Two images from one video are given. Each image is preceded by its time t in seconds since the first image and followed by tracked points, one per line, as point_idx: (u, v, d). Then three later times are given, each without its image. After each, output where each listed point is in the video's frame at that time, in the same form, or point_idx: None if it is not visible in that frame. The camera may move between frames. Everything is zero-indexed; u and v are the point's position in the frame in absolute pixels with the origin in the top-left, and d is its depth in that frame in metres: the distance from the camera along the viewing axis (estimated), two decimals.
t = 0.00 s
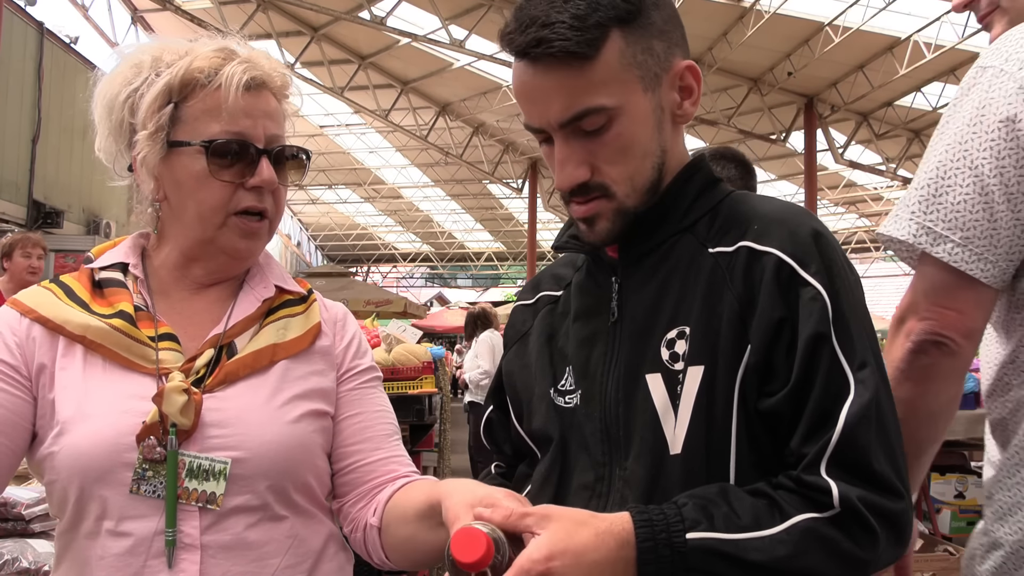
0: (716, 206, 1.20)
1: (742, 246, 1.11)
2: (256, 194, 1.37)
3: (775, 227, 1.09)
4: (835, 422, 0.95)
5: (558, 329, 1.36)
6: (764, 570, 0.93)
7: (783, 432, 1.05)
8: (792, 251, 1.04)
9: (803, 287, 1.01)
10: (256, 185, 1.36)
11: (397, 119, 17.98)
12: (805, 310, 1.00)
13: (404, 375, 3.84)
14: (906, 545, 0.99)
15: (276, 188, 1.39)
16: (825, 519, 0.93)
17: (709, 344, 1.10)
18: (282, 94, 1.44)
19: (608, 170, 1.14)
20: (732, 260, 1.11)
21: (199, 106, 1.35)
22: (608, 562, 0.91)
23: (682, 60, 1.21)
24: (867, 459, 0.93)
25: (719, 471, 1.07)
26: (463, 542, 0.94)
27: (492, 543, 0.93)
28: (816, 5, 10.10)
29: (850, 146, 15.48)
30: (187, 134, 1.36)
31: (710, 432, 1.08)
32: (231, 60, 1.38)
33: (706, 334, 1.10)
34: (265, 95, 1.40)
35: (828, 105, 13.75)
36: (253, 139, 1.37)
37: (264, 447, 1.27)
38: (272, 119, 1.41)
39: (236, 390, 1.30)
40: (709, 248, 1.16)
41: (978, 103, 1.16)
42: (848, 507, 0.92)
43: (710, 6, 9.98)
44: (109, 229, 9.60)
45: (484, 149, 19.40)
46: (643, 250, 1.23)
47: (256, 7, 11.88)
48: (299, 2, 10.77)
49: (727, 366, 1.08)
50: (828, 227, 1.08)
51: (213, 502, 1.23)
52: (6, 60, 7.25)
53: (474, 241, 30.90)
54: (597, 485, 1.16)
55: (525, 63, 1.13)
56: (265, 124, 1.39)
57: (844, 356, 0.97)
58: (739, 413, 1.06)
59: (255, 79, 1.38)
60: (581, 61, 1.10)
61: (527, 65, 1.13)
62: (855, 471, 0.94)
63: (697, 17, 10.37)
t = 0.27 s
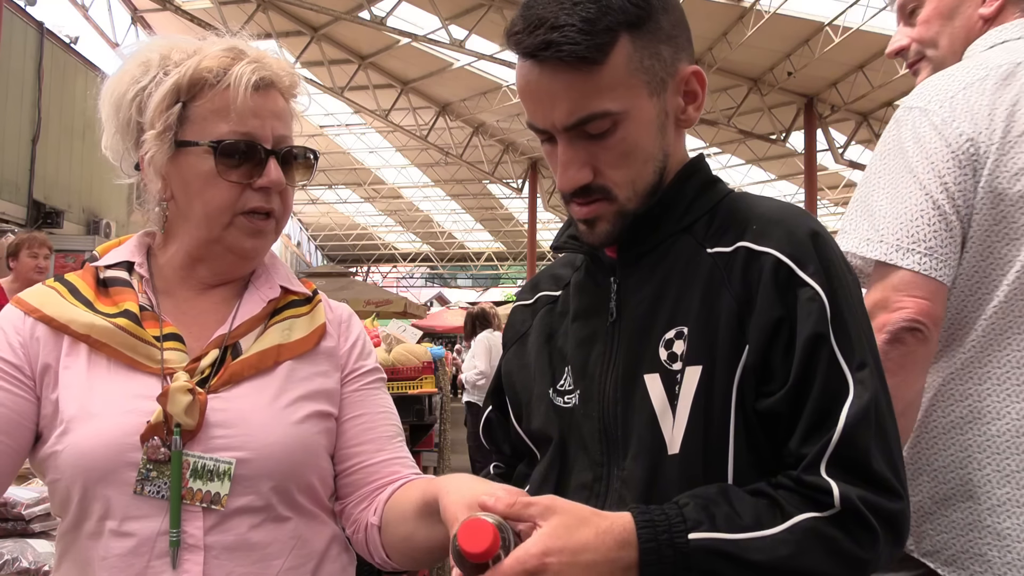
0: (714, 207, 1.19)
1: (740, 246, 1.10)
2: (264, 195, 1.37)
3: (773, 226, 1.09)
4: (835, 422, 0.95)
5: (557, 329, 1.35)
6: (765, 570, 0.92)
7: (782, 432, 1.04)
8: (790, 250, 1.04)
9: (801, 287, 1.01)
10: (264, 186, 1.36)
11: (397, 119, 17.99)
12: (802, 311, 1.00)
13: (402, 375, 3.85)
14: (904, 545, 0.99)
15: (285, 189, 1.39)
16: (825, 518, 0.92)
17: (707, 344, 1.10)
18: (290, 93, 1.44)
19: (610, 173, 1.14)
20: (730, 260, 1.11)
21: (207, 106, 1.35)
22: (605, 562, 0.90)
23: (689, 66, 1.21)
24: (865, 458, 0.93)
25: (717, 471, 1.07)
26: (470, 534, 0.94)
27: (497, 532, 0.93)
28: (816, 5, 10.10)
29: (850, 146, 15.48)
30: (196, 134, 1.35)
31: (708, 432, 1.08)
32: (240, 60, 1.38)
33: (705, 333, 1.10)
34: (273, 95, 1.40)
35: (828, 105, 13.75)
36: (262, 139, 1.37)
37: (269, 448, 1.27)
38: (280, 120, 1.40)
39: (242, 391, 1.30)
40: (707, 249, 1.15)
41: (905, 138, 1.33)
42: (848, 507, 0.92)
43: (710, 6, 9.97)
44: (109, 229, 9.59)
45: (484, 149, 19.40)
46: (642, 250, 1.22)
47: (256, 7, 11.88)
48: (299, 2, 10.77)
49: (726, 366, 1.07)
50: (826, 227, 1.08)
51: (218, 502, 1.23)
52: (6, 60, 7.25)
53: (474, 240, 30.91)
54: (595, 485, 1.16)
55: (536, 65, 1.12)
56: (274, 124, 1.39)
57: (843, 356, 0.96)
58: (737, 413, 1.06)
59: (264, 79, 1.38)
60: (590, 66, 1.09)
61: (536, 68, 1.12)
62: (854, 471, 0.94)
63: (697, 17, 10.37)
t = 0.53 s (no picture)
0: (714, 208, 1.19)
1: (740, 246, 1.10)
2: (267, 197, 1.37)
3: (774, 227, 1.09)
4: (835, 422, 0.94)
5: (557, 330, 1.35)
6: (766, 568, 0.92)
7: (782, 432, 1.04)
8: (791, 251, 1.04)
9: (801, 287, 1.01)
10: (267, 188, 1.35)
11: (397, 119, 17.98)
12: (803, 311, 0.99)
13: (403, 375, 3.85)
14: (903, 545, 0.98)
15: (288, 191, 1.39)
16: (826, 516, 0.92)
17: (706, 345, 1.10)
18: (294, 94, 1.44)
19: (615, 174, 1.13)
20: (730, 260, 1.11)
21: (211, 107, 1.35)
22: (606, 557, 0.90)
23: (694, 70, 1.21)
24: (865, 457, 0.93)
25: (717, 471, 1.07)
26: (468, 529, 0.94)
27: (494, 528, 0.94)
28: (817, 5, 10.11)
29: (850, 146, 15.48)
30: (199, 135, 1.35)
31: (709, 432, 1.07)
32: (244, 61, 1.38)
33: (704, 333, 1.10)
34: (277, 96, 1.39)
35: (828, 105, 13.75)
36: (265, 141, 1.37)
37: (272, 448, 1.27)
38: (283, 121, 1.40)
39: (244, 392, 1.29)
40: (707, 249, 1.15)
41: (818, 187, 1.44)
42: (850, 505, 0.91)
43: (710, 6, 9.98)
44: (109, 229, 9.60)
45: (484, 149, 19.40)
46: (641, 251, 1.22)
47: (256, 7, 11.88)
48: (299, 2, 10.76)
49: (726, 366, 1.07)
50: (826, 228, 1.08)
51: (220, 503, 1.23)
52: (6, 60, 7.24)
53: (474, 240, 30.92)
54: (596, 484, 1.16)
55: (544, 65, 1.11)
56: (278, 126, 1.39)
57: (843, 355, 0.96)
58: (736, 413, 1.06)
59: (267, 80, 1.37)
60: (602, 67, 1.08)
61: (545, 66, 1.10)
62: (855, 470, 0.94)
63: (697, 17, 10.36)
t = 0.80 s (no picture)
0: (711, 208, 1.20)
1: (736, 246, 1.11)
2: (269, 198, 1.37)
3: (770, 226, 1.09)
4: (828, 420, 0.95)
5: (555, 331, 1.36)
6: (761, 565, 0.93)
7: (777, 429, 1.04)
8: (786, 251, 1.05)
9: (796, 286, 1.02)
10: (269, 190, 1.36)
11: (397, 119, 17.99)
12: (797, 310, 1.00)
13: (403, 375, 3.85)
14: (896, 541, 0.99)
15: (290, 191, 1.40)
16: (819, 513, 0.93)
17: (703, 344, 1.11)
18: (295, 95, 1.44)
19: (616, 173, 1.14)
20: (725, 260, 1.12)
21: (213, 107, 1.36)
22: (602, 557, 0.91)
23: (697, 72, 1.21)
24: (857, 454, 0.94)
25: (713, 468, 1.08)
26: (467, 538, 0.96)
27: (494, 538, 0.95)
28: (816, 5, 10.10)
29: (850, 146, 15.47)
30: (202, 135, 1.36)
31: (704, 430, 1.09)
32: (247, 61, 1.39)
33: (701, 333, 1.11)
34: (279, 95, 1.40)
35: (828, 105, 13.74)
36: (267, 141, 1.38)
37: (276, 446, 1.28)
38: (286, 121, 1.41)
39: (247, 389, 1.30)
40: (703, 249, 1.16)
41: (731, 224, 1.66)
42: (842, 502, 0.92)
43: (710, 6, 9.98)
44: (109, 229, 9.61)
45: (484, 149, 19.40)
46: (637, 252, 1.23)
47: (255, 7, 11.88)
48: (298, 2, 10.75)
49: (721, 365, 1.08)
50: (821, 228, 1.09)
51: (224, 501, 1.24)
52: (6, 59, 7.25)
53: (474, 241, 30.92)
54: (593, 484, 1.17)
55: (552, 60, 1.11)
56: (280, 126, 1.40)
57: (836, 354, 0.97)
58: (731, 412, 1.07)
59: (269, 79, 1.38)
60: (611, 65, 1.09)
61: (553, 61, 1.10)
62: (847, 467, 0.95)
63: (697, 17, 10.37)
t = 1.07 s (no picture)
0: (708, 208, 1.20)
1: (731, 247, 1.11)
2: (266, 200, 1.37)
3: (765, 227, 1.09)
4: (820, 420, 0.95)
5: (552, 331, 1.36)
6: (752, 566, 0.93)
7: (770, 430, 1.04)
8: (780, 251, 1.05)
9: (790, 286, 1.02)
10: (266, 192, 1.36)
11: (397, 119, 18.01)
12: (791, 310, 1.00)
13: (402, 375, 3.85)
14: (890, 543, 0.99)
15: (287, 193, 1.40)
16: (811, 514, 0.93)
17: (696, 345, 1.10)
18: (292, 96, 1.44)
19: (616, 171, 1.14)
20: (720, 260, 1.12)
21: (209, 108, 1.36)
22: (593, 557, 0.91)
23: (700, 74, 1.21)
24: (850, 455, 0.93)
25: (706, 469, 1.08)
26: (457, 543, 0.97)
27: (484, 541, 0.96)
28: (816, 5, 10.09)
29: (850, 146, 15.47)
30: (198, 136, 1.36)
31: (697, 430, 1.08)
32: (242, 61, 1.39)
33: (695, 333, 1.11)
34: (275, 96, 1.40)
35: (828, 105, 13.74)
36: (263, 142, 1.37)
37: (273, 448, 1.28)
38: (282, 121, 1.41)
39: (244, 390, 1.30)
40: (698, 250, 1.16)
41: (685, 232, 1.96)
42: (834, 503, 0.92)
43: (710, 6, 9.99)
44: (109, 229, 9.62)
45: (484, 149, 19.40)
46: (634, 252, 1.23)
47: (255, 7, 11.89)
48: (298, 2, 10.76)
49: (715, 365, 1.08)
50: (816, 229, 1.09)
51: (220, 503, 1.24)
52: (6, 59, 7.26)
53: (474, 240, 30.92)
54: (588, 484, 1.17)
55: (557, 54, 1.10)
56: (277, 127, 1.40)
57: (830, 354, 0.97)
58: (725, 412, 1.07)
59: (266, 80, 1.38)
60: (615, 63, 1.08)
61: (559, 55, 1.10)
62: (839, 468, 0.95)
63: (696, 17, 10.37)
